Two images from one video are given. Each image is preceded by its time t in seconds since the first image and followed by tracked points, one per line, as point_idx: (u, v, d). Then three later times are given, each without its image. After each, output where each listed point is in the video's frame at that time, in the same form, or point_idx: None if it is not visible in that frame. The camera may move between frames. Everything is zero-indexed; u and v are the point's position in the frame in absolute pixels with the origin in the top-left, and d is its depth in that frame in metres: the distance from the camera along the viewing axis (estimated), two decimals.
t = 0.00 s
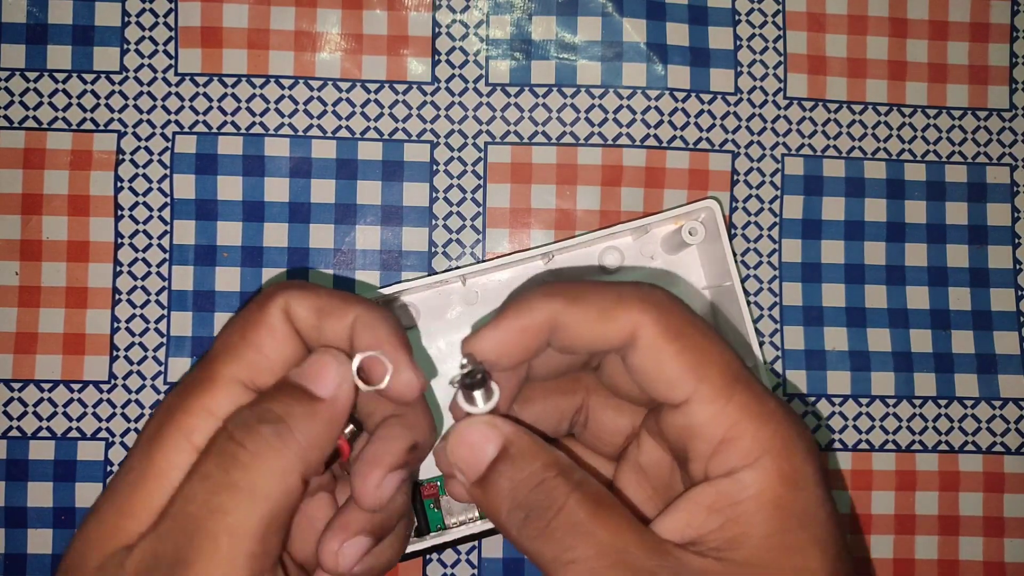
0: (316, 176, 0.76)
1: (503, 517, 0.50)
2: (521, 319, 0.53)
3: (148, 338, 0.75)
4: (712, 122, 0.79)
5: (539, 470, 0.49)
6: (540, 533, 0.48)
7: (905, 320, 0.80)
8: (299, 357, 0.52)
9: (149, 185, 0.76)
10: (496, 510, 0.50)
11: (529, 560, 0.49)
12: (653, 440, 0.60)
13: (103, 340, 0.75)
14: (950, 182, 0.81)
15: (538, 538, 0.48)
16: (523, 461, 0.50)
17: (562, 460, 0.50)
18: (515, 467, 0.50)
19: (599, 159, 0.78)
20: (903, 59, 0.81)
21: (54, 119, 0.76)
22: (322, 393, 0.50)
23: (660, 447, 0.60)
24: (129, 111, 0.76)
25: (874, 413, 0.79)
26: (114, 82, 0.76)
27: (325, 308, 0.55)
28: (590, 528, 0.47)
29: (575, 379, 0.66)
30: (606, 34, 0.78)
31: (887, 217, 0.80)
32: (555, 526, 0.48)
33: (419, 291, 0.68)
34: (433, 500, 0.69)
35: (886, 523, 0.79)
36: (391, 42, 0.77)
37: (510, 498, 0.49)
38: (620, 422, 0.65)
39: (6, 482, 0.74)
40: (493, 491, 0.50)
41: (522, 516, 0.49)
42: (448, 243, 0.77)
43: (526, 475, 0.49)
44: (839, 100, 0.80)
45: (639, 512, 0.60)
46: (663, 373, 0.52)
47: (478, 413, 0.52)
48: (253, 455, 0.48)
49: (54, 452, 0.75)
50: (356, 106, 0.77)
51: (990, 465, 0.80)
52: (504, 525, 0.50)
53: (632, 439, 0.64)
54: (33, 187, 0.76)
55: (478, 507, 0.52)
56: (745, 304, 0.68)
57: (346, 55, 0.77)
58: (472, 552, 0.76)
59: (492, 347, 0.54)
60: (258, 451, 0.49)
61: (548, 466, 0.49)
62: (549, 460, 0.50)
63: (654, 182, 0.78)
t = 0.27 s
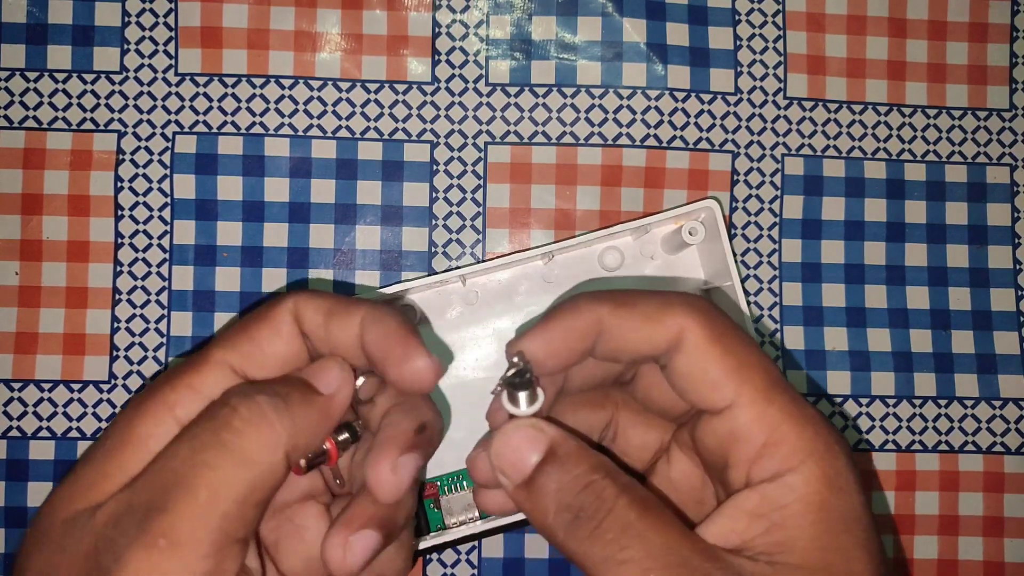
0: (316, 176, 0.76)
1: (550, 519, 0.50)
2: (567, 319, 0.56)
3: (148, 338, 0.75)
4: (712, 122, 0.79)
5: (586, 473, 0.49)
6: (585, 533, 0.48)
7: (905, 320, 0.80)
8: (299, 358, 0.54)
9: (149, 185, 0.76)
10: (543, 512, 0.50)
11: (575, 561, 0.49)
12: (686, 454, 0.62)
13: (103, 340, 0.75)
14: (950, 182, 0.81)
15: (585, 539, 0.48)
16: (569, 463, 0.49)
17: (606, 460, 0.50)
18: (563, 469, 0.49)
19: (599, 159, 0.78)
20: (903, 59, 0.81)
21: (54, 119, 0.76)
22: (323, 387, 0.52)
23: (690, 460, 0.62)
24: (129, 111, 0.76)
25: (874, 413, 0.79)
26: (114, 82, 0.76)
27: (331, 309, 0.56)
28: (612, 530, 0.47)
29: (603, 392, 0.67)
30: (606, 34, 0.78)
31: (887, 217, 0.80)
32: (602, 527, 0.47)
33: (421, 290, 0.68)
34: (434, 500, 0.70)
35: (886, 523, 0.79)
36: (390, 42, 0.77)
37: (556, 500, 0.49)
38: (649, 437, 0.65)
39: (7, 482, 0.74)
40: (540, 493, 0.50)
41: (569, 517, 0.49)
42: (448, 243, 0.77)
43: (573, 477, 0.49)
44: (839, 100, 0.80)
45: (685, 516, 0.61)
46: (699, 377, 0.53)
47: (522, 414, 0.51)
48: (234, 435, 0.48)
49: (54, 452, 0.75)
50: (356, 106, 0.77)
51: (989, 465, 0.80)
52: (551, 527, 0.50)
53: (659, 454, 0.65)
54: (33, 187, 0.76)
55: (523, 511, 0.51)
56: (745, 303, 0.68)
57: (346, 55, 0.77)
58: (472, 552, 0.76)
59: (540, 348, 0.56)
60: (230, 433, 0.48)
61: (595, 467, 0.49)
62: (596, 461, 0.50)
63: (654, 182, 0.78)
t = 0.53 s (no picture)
0: (316, 176, 0.76)
1: (601, 520, 0.49)
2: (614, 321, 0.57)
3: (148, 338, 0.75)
4: (712, 122, 0.79)
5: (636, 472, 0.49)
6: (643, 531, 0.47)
7: (905, 320, 0.80)
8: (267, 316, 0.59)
9: (149, 185, 0.76)
10: (593, 513, 0.49)
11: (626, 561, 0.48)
12: (718, 463, 0.62)
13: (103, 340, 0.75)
14: (950, 182, 0.81)
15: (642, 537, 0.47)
16: (619, 463, 0.49)
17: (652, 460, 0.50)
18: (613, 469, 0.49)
19: (599, 159, 0.78)
20: (903, 59, 0.81)
21: (54, 119, 0.76)
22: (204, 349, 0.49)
23: (723, 471, 0.62)
24: (129, 111, 0.76)
25: (874, 413, 0.79)
26: (114, 82, 0.76)
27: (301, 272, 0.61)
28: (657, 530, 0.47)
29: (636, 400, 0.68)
30: (606, 34, 0.78)
31: (887, 217, 0.80)
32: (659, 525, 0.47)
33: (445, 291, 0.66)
34: (434, 500, 0.69)
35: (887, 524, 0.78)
36: (390, 42, 0.77)
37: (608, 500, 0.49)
38: (680, 448, 0.65)
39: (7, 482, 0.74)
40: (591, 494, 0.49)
41: (623, 515, 0.48)
42: (448, 244, 0.77)
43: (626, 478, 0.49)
44: (839, 100, 0.80)
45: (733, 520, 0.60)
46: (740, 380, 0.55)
47: (568, 412, 0.51)
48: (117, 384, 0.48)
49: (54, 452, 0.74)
50: (356, 106, 0.77)
51: (989, 465, 0.80)
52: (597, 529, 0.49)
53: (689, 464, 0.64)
54: (33, 187, 0.76)
55: (567, 511, 0.50)
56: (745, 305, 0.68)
57: (346, 55, 0.77)
58: (472, 552, 0.76)
59: (590, 346, 0.57)
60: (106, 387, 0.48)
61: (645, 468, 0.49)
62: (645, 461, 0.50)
63: (654, 182, 0.78)
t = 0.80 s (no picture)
0: (315, 176, 0.76)
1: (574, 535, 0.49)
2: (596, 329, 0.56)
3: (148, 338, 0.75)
4: (712, 122, 0.79)
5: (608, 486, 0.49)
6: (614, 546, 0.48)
7: (905, 320, 0.80)
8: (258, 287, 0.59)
9: (149, 185, 0.76)
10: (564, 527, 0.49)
11: None
12: (697, 473, 0.62)
13: (103, 340, 0.75)
14: (950, 182, 0.81)
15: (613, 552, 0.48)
16: (591, 477, 0.49)
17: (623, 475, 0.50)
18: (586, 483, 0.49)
19: (599, 159, 0.78)
20: (903, 59, 0.81)
21: (54, 119, 0.76)
22: (158, 371, 0.49)
23: (701, 481, 0.62)
24: (129, 111, 0.76)
25: (874, 413, 0.79)
26: (114, 82, 0.76)
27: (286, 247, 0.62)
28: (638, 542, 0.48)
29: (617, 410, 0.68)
30: (606, 34, 0.78)
31: (887, 217, 0.80)
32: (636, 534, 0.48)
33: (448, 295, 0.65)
34: (434, 500, 0.69)
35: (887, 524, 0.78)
36: (391, 42, 0.77)
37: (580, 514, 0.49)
38: (659, 457, 0.66)
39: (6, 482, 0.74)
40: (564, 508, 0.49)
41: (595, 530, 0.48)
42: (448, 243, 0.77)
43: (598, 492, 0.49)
44: (839, 100, 0.80)
45: (707, 532, 0.60)
46: (723, 392, 0.55)
47: (539, 425, 0.50)
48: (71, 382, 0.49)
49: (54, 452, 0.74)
50: (356, 106, 0.77)
51: (989, 466, 0.80)
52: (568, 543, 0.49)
53: (667, 472, 0.65)
54: (33, 187, 0.76)
55: (538, 524, 0.50)
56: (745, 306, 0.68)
57: (346, 55, 0.77)
58: (472, 552, 0.76)
59: (565, 358, 0.56)
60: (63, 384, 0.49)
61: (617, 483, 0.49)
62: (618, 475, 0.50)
63: (654, 182, 0.78)
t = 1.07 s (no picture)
0: (315, 176, 0.76)
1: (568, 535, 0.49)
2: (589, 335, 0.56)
3: (148, 338, 0.75)
4: (712, 122, 0.79)
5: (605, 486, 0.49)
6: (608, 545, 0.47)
7: (905, 320, 0.80)
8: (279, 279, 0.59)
9: (149, 185, 0.76)
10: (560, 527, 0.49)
11: None
12: (696, 473, 0.62)
13: (102, 340, 0.75)
14: (950, 182, 0.81)
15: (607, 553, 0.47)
16: (588, 477, 0.49)
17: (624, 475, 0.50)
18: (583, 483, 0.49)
19: (599, 159, 0.78)
20: (903, 59, 0.81)
21: (54, 119, 0.76)
22: (248, 427, 0.49)
23: (700, 480, 0.62)
24: (129, 111, 0.76)
25: (874, 413, 0.79)
26: (114, 82, 0.76)
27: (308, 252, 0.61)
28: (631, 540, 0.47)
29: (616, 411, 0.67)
30: (606, 34, 0.78)
31: (887, 217, 0.80)
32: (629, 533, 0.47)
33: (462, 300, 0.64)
34: (434, 500, 0.69)
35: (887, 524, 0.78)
36: (391, 42, 0.77)
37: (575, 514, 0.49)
38: (659, 457, 0.66)
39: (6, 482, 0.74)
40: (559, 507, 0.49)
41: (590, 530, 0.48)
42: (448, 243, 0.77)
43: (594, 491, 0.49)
44: (839, 100, 0.80)
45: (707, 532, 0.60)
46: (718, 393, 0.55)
47: (537, 425, 0.50)
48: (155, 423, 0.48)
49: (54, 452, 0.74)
50: (356, 106, 0.77)
51: (990, 466, 0.80)
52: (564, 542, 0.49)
53: (668, 473, 0.65)
54: (33, 187, 0.76)
55: (538, 525, 0.50)
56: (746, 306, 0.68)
57: (346, 55, 0.77)
58: (472, 553, 0.76)
59: (561, 360, 0.56)
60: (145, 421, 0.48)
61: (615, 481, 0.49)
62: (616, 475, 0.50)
63: (654, 182, 0.78)
